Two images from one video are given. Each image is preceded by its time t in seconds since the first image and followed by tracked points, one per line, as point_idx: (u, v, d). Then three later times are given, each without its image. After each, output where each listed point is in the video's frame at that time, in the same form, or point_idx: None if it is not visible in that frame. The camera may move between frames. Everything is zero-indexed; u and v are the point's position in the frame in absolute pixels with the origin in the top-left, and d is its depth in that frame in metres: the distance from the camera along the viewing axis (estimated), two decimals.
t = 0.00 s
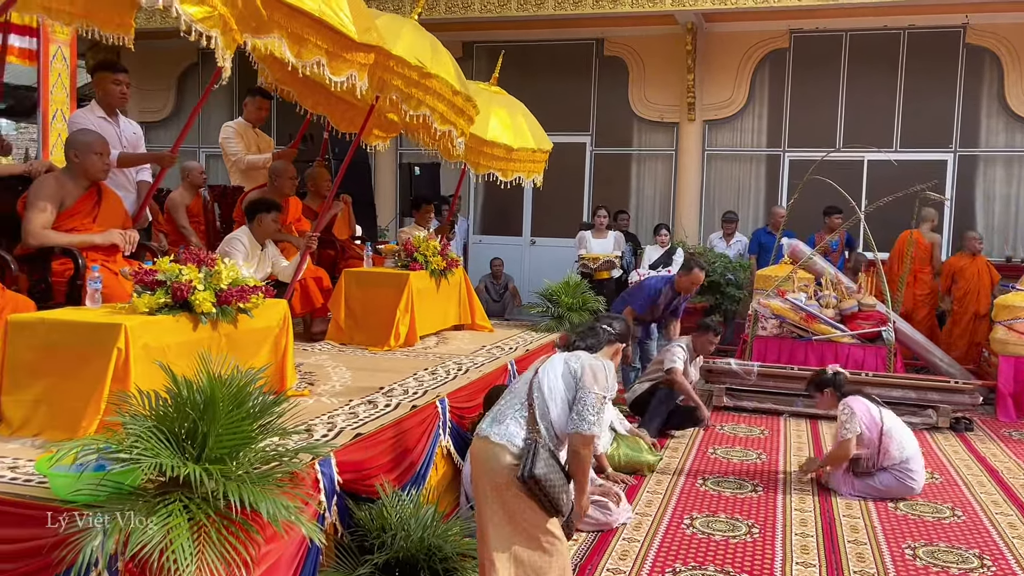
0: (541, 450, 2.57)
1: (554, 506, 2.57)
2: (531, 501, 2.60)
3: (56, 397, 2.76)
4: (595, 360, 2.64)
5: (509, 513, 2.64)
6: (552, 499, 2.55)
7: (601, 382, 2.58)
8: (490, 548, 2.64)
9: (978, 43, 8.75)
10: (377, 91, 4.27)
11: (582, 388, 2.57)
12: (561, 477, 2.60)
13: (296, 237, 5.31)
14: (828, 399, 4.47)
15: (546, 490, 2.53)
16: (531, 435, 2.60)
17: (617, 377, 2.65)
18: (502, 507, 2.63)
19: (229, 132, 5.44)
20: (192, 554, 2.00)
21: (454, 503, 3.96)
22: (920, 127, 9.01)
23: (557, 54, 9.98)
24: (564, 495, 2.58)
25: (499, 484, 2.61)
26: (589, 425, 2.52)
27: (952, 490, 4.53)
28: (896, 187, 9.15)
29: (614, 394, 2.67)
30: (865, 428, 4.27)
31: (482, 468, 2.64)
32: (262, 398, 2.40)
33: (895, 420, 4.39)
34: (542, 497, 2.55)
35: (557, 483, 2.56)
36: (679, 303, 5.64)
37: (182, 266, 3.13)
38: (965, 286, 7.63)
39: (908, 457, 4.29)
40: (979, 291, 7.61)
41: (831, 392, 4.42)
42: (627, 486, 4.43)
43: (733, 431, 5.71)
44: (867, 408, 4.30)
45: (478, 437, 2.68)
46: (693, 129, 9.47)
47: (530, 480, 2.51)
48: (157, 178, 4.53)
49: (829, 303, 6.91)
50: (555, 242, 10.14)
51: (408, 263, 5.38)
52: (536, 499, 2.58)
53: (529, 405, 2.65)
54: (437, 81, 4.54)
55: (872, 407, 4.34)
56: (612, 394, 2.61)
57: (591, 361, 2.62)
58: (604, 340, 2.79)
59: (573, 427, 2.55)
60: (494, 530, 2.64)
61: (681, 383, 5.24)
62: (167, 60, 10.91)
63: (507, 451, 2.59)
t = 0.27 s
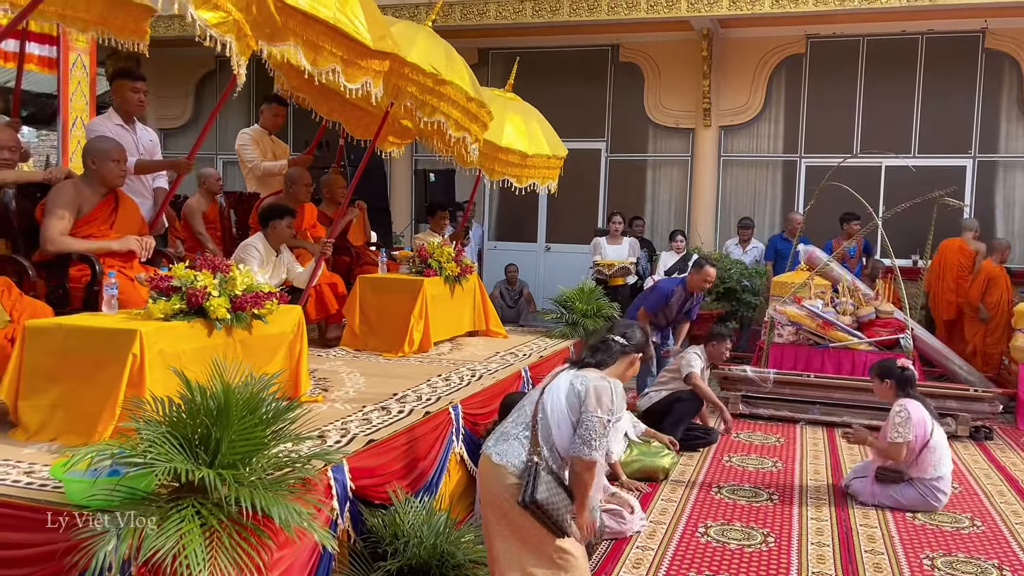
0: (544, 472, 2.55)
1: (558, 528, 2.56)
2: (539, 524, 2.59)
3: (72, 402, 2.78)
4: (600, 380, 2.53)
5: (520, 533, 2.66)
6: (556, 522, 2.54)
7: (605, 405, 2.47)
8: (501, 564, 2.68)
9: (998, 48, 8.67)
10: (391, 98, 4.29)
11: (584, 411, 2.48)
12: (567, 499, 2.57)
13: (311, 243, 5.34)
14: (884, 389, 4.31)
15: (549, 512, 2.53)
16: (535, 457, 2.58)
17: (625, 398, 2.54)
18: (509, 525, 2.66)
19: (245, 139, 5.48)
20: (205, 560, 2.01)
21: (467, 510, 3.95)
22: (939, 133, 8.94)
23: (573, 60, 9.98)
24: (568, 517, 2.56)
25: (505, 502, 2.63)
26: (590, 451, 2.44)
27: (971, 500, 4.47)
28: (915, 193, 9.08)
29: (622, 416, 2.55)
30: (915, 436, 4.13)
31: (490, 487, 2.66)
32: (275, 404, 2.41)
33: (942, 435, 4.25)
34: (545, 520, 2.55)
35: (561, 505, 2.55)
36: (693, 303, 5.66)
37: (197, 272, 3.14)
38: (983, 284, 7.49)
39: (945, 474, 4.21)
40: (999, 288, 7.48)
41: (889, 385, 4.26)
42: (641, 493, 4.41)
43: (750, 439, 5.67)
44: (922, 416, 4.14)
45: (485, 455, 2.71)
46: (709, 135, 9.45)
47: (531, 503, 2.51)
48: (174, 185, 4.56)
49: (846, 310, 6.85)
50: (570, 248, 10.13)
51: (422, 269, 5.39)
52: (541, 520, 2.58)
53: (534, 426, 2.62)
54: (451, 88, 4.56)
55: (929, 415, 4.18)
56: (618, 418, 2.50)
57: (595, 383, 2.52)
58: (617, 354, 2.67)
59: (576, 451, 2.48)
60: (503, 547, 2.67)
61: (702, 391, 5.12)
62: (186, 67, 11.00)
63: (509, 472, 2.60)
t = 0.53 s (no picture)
0: (547, 497, 2.54)
1: (561, 555, 2.53)
2: (539, 549, 2.57)
3: (89, 406, 2.81)
4: (605, 407, 2.51)
5: (525, 553, 2.64)
6: (556, 547, 2.51)
7: (608, 433, 2.46)
8: None
9: (1017, 51, 8.59)
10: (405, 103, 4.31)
11: (585, 439, 2.47)
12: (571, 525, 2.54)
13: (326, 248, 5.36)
14: (934, 394, 4.23)
15: (549, 539, 2.50)
16: (538, 480, 2.59)
17: (630, 426, 2.51)
18: (513, 548, 2.65)
19: (261, 145, 5.52)
20: (218, 563, 2.02)
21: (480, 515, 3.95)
22: (957, 138, 8.87)
23: (587, 65, 9.98)
24: (571, 545, 2.53)
25: (508, 525, 2.64)
26: (590, 479, 2.43)
27: (990, 508, 4.43)
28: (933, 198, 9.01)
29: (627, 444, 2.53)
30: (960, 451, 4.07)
31: (496, 510, 2.67)
32: (288, 408, 2.42)
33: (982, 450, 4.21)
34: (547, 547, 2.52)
35: (563, 531, 2.52)
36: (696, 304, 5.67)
37: (212, 277, 3.16)
38: (1021, 289, 7.08)
39: (974, 489, 4.18)
40: None
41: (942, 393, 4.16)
42: (655, 499, 4.40)
43: (765, 446, 5.64)
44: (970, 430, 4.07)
45: (491, 478, 2.72)
46: (725, 140, 9.41)
47: (531, 528, 2.50)
48: (190, 190, 4.60)
49: (862, 316, 6.74)
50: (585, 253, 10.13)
51: (436, 274, 5.40)
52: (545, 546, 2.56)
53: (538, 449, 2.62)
54: (465, 93, 4.57)
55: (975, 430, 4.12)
56: (622, 446, 2.48)
57: (599, 410, 2.50)
58: (623, 383, 2.69)
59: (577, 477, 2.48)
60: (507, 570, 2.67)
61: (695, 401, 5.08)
62: (204, 73, 11.09)
63: (511, 495, 2.61)
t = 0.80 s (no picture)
0: (556, 533, 2.49)
1: None
2: None
3: (105, 409, 2.83)
4: (615, 441, 2.48)
5: None
6: None
7: (619, 467, 2.42)
8: None
9: None
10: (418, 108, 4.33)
11: (596, 473, 2.43)
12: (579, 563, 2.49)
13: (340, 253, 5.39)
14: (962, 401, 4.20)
15: None
16: (548, 516, 2.55)
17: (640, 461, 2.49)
18: None
19: (276, 150, 5.56)
20: (231, 565, 2.03)
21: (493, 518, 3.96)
22: (974, 141, 8.80)
23: (602, 69, 9.98)
24: None
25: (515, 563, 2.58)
26: (602, 514, 2.40)
27: (1007, 515, 4.39)
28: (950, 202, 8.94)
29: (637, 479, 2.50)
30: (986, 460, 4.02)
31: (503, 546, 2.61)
32: (301, 412, 2.43)
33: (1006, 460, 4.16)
34: None
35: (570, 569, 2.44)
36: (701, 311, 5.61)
37: (227, 281, 3.19)
38: None
39: (996, 498, 4.11)
40: None
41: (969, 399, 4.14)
42: (668, 504, 4.39)
43: (780, 451, 5.61)
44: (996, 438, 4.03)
45: (499, 514, 2.67)
46: (739, 143, 9.37)
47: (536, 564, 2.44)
48: (205, 194, 4.63)
49: (878, 321, 6.75)
50: (599, 257, 10.12)
51: (449, 278, 5.42)
52: None
53: (547, 485, 2.58)
54: (478, 98, 4.60)
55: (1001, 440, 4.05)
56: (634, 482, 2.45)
57: (609, 445, 2.47)
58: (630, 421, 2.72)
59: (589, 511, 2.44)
60: None
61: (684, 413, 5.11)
62: (220, 79, 11.16)
63: (520, 531, 2.56)
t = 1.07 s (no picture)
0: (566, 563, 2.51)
1: None
2: None
3: (120, 410, 2.86)
4: (622, 469, 2.52)
5: None
6: None
7: (627, 493, 2.46)
8: None
9: None
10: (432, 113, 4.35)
11: (605, 499, 2.47)
12: None
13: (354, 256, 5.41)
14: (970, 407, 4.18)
15: None
16: (558, 547, 2.57)
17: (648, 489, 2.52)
18: None
19: (291, 154, 5.59)
20: (243, 566, 2.05)
21: (505, 522, 3.96)
22: (991, 145, 8.73)
23: (616, 73, 9.98)
24: None
25: None
26: (611, 537, 2.41)
27: None
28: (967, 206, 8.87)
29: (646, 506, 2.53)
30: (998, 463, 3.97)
31: None
32: (313, 414, 2.45)
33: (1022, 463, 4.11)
34: None
35: None
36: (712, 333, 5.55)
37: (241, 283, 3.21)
38: None
39: (1014, 502, 4.08)
40: None
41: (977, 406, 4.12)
42: (682, 508, 4.38)
43: (794, 456, 5.58)
44: (1005, 441, 3.99)
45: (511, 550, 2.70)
46: (754, 147, 9.33)
47: None
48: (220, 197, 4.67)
49: (893, 325, 6.69)
50: (612, 261, 10.10)
51: (462, 281, 5.43)
52: None
53: (557, 517, 2.62)
54: (491, 102, 4.62)
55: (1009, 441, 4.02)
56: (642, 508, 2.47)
57: (617, 473, 2.50)
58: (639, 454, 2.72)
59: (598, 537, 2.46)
60: None
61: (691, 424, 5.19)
62: (236, 83, 11.23)
63: (531, 565, 2.57)
